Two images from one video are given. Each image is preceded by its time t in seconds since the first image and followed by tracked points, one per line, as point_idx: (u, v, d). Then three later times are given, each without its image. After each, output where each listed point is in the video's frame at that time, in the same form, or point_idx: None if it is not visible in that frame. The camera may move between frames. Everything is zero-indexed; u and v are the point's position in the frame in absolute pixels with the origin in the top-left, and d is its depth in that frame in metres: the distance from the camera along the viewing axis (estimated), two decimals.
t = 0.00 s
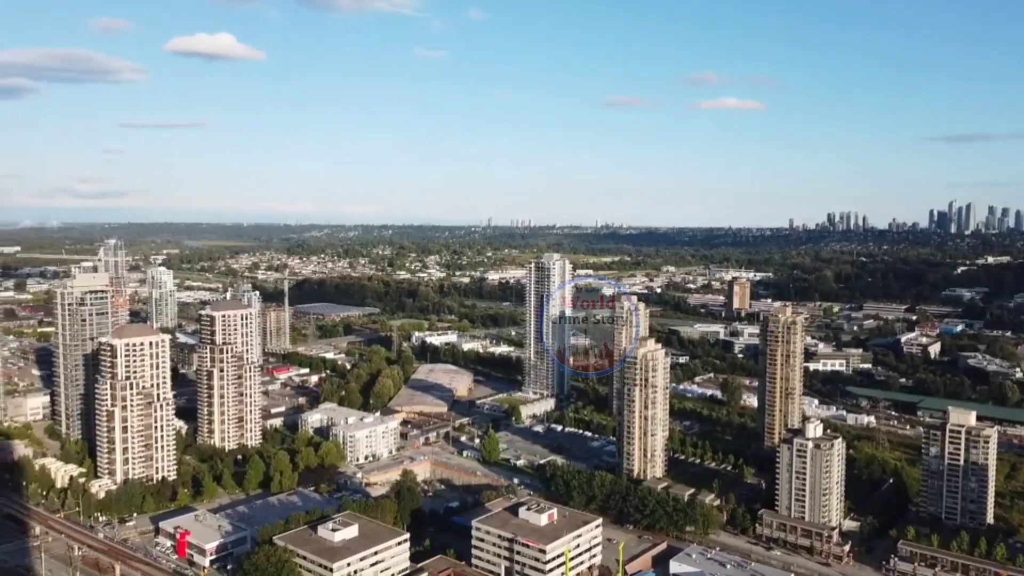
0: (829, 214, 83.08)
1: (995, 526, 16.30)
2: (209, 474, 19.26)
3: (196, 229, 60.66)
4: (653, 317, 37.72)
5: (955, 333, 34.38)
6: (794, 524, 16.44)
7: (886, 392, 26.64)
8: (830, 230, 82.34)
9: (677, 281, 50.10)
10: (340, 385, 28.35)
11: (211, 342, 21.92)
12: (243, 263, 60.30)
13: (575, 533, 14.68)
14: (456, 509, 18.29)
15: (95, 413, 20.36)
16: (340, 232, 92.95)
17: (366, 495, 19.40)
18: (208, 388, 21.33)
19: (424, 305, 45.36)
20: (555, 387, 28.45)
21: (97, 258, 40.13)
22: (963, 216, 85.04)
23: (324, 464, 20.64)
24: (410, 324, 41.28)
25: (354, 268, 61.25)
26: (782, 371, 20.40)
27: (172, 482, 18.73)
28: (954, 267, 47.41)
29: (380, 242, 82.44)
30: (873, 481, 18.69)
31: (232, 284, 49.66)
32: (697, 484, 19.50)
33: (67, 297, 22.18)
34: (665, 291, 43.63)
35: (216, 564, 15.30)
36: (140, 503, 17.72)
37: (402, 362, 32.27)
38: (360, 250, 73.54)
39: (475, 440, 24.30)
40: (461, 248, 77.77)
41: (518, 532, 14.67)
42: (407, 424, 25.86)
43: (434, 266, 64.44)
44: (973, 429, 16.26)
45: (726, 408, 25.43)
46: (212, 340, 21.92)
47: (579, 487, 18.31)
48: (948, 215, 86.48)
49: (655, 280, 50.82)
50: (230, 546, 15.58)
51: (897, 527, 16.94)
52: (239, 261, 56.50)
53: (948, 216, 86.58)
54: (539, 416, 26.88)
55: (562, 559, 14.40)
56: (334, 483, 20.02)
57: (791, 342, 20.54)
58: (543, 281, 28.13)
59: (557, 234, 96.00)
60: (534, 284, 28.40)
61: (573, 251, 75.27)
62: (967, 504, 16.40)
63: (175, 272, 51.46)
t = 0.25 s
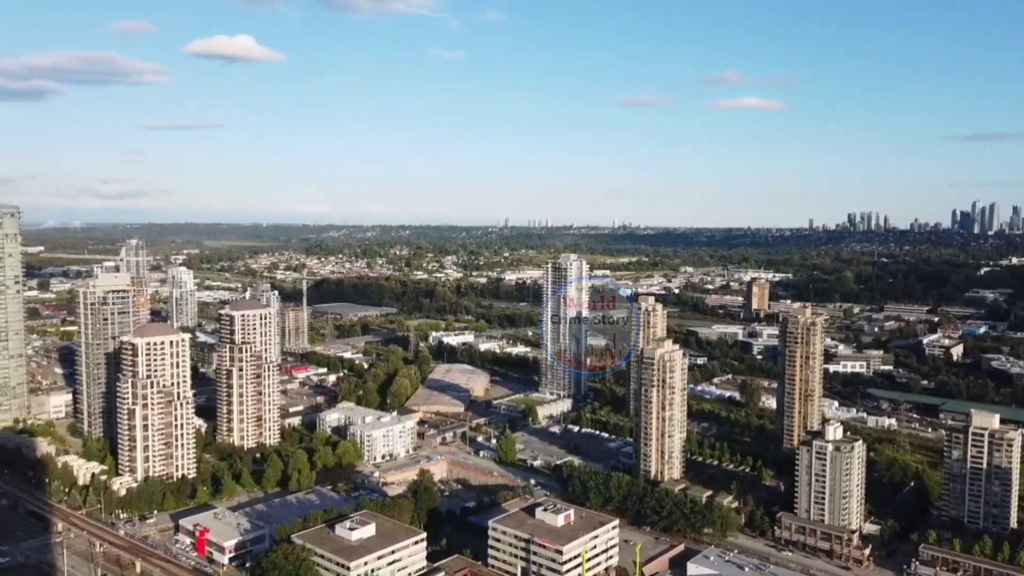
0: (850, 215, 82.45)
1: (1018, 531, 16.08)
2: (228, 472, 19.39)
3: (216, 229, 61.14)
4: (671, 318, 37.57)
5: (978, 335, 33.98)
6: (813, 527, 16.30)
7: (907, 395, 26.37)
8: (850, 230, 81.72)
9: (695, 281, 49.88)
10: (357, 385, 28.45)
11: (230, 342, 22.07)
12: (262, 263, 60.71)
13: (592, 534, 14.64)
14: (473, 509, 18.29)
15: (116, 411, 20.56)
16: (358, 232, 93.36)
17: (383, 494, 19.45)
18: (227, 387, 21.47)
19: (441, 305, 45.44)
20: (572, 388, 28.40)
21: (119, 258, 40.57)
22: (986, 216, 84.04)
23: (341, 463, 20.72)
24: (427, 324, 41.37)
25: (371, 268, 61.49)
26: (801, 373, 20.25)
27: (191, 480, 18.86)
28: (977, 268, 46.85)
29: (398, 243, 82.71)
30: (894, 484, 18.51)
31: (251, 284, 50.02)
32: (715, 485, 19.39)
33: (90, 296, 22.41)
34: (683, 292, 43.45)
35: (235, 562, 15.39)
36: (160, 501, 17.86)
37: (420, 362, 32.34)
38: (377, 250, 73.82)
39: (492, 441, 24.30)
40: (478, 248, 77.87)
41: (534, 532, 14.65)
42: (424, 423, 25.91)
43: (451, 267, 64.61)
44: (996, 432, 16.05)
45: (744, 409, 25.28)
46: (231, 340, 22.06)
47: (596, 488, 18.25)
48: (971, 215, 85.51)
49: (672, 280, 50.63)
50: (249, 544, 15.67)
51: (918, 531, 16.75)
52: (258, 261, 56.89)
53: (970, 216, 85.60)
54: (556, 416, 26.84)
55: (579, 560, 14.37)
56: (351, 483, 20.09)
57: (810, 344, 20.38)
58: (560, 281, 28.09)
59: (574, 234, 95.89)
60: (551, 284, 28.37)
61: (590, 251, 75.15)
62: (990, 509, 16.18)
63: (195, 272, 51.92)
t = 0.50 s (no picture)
0: (868, 215, 81.84)
1: None
2: (244, 471, 19.48)
3: (233, 229, 61.55)
4: (687, 319, 37.41)
5: (998, 337, 33.60)
6: (830, 530, 16.17)
7: (926, 397, 26.11)
8: (868, 230, 81.12)
9: (711, 282, 49.64)
10: (372, 384, 28.50)
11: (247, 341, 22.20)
12: (279, 263, 61.02)
13: (607, 535, 14.58)
14: (488, 508, 18.28)
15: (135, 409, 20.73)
16: (373, 232, 93.64)
17: (398, 494, 19.47)
18: (243, 385, 21.57)
19: (456, 305, 45.47)
20: (586, 389, 28.31)
21: (138, 257, 40.91)
22: (1007, 217, 83.14)
23: (356, 462, 20.79)
24: (442, 323, 41.42)
25: (387, 268, 61.66)
26: (819, 375, 20.09)
27: (209, 478, 18.98)
28: (998, 269, 46.35)
29: (413, 243, 82.85)
30: (913, 487, 18.33)
31: (268, 284, 50.28)
32: (731, 487, 19.28)
33: (109, 296, 22.58)
34: (699, 292, 43.27)
35: (252, 559, 15.45)
36: (178, 499, 17.96)
37: (434, 361, 32.37)
38: (393, 250, 74.02)
39: (507, 441, 24.27)
40: (493, 248, 77.88)
41: (549, 533, 14.62)
42: (438, 423, 25.93)
43: (466, 266, 64.74)
44: (1017, 435, 15.87)
45: (760, 411, 25.12)
46: (248, 339, 22.19)
47: (611, 489, 18.18)
48: (991, 215, 84.62)
49: (688, 281, 50.43)
50: (265, 542, 15.73)
51: (938, 535, 16.57)
52: (275, 261, 57.19)
53: (991, 216, 84.71)
54: (571, 417, 26.78)
55: (594, 561, 14.31)
56: (366, 482, 20.12)
57: (827, 345, 20.21)
58: (575, 281, 28.01)
59: (589, 235, 95.73)
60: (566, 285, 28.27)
61: (605, 252, 74.97)
62: (1010, 512, 15.99)
63: (213, 272, 52.27)
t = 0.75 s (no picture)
0: (889, 215, 81.04)
1: None
2: (263, 469, 19.58)
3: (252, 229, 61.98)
4: (705, 319, 37.21)
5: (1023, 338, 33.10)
6: (851, 533, 16.00)
7: (948, 399, 25.78)
8: (889, 230, 80.32)
9: (730, 282, 49.34)
10: (390, 383, 28.57)
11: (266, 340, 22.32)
12: (297, 263, 61.36)
13: (624, 536, 14.51)
14: (504, 509, 18.25)
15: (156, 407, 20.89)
16: (391, 232, 93.96)
17: (415, 493, 19.49)
18: (263, 384, 21.68)
19: (474, 305, 45.48)
20: (604, 389, 28.22)
21: (159, 257, 41.29)
22: None
23: (374, 461, 20.85)
24: (459, 323, 41.46)
25: (405, 268, 61.81)
26: (839, 376, 19.90)
27: (228, 476, 19.09)
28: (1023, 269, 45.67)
29: (431, 243, 83.03)
30: (935, 491, 18.10)
31: (287, 284, 50.57)
32: (749, 489, 19.13)
33: (131, 295, 22.75)
34: (717, 293, 43.01)
35: (270, 557, 15.52)
36: (198, 496, 18.08)
37: (452, 361, 32.40)
38: (410, 250, 74.21)
39: (524, 441, 24.24)
40: (511, 248, 77.86)
41: (566, 533, 14.57)
42: (455, 423, 25.96)
43: (483, 266, 64.82)
44: None
45: (779, 412, 24.92)
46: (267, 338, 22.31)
47: (628, 490, 18.09)
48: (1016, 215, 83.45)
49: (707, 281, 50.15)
50: (284, 540, 15.77)
51: (960, 539, 16.35)
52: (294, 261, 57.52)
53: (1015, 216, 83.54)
54: (588, 417, 26.71)
55: (611, 562, 14.24)
56: (384, 481, 20.16)
57: (848, 346, 20.01)
58: (592, 282, 27.91)
59: (607, 235, 95.49)
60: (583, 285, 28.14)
61: (623, 252, 74.74)
62: None
63: (232, 272, 52.65)
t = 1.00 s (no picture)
0: (908, 215, 80.32)
1: None
2: (280, 467, 19.67)
3: (269, 229, 62.34)
4: (721, 320, 37.02)
5: None
6: (869, 536, 15.87)
7: (969, 401, 25.50)
8: (909, 230, 79.56)
9: (746, 282, 49.07)
10: (405, 383, 28.62)
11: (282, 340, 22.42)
12: (313, 263, 61.65)
13: (639, 537, 14.45)
14: (519, 509, 18.23)
15: (174, 406, 21.03)
16: (407, 232, 94.20)
17: (430, 492, 19.51)
18: (279, 383, 21.78)
19: (489, 305, 45.49)
20: (619, 390, 28.14)
21: (177, 257, 41.60)
22: None
23: (389, 460, 20.89)
24: (474, 323, 41.49)
25: (420, 268, 61.94)
26: (857, 377, 19.73)
27: (245, 475, 19.19)
28: None
29: (446, 243, 83.17)
30: (954, 494, 17.91)
31: (303, 284, 50.80)
32: (766, 491, 19.01)
33: (149, 294, 22.89)
34: (734, 293, 42.79)
35: (286, 556, 15.58)
36: (215, 495, 18.17)
37: (467, 361, 32.42)
38: (426, 250, 74.35)
39: (539, 441, 24.20)
40: (526, 249, 77.84)
41: (581, 534, 14.53)
42: (470, 423, 25.97)
43: (499, 267, 64.87)
44: None
45: (796, 414, 24.74)
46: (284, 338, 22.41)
47: (643, 491, 18.02)
48: None
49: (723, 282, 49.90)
50: (300, 538, 15.83)
51: (980, 543, 16.17)
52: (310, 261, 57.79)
53: None
54: (603, 418, 26.64)
55: (626, 563, 14.19)
56: (399, 480, 20.19)
57: (866, 348, 19.83)
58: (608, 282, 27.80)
59: (622, 235, 95.24)
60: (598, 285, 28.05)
61: (638, 252, 74.53)
62: None
63: (249, 272, 52.96)
